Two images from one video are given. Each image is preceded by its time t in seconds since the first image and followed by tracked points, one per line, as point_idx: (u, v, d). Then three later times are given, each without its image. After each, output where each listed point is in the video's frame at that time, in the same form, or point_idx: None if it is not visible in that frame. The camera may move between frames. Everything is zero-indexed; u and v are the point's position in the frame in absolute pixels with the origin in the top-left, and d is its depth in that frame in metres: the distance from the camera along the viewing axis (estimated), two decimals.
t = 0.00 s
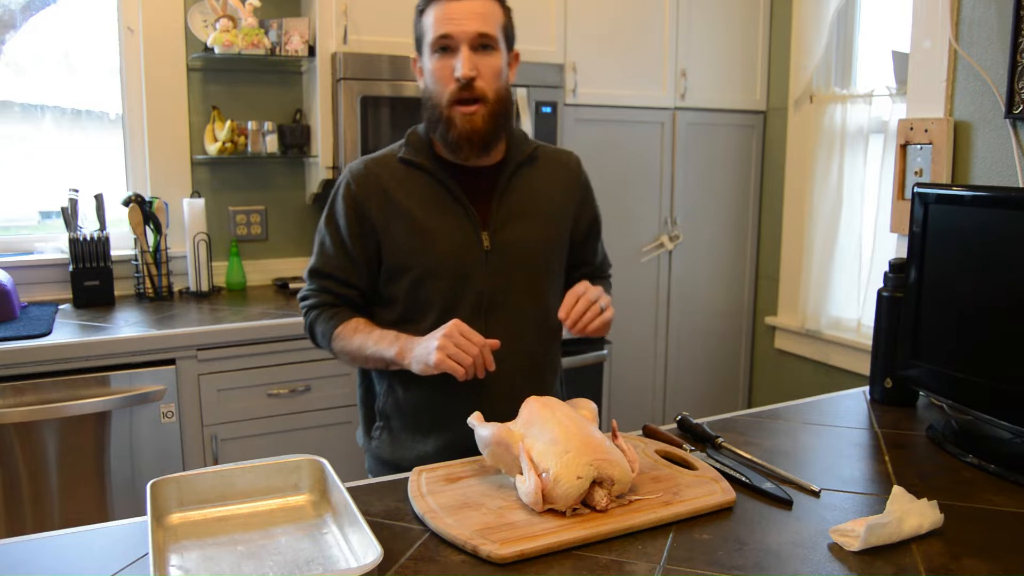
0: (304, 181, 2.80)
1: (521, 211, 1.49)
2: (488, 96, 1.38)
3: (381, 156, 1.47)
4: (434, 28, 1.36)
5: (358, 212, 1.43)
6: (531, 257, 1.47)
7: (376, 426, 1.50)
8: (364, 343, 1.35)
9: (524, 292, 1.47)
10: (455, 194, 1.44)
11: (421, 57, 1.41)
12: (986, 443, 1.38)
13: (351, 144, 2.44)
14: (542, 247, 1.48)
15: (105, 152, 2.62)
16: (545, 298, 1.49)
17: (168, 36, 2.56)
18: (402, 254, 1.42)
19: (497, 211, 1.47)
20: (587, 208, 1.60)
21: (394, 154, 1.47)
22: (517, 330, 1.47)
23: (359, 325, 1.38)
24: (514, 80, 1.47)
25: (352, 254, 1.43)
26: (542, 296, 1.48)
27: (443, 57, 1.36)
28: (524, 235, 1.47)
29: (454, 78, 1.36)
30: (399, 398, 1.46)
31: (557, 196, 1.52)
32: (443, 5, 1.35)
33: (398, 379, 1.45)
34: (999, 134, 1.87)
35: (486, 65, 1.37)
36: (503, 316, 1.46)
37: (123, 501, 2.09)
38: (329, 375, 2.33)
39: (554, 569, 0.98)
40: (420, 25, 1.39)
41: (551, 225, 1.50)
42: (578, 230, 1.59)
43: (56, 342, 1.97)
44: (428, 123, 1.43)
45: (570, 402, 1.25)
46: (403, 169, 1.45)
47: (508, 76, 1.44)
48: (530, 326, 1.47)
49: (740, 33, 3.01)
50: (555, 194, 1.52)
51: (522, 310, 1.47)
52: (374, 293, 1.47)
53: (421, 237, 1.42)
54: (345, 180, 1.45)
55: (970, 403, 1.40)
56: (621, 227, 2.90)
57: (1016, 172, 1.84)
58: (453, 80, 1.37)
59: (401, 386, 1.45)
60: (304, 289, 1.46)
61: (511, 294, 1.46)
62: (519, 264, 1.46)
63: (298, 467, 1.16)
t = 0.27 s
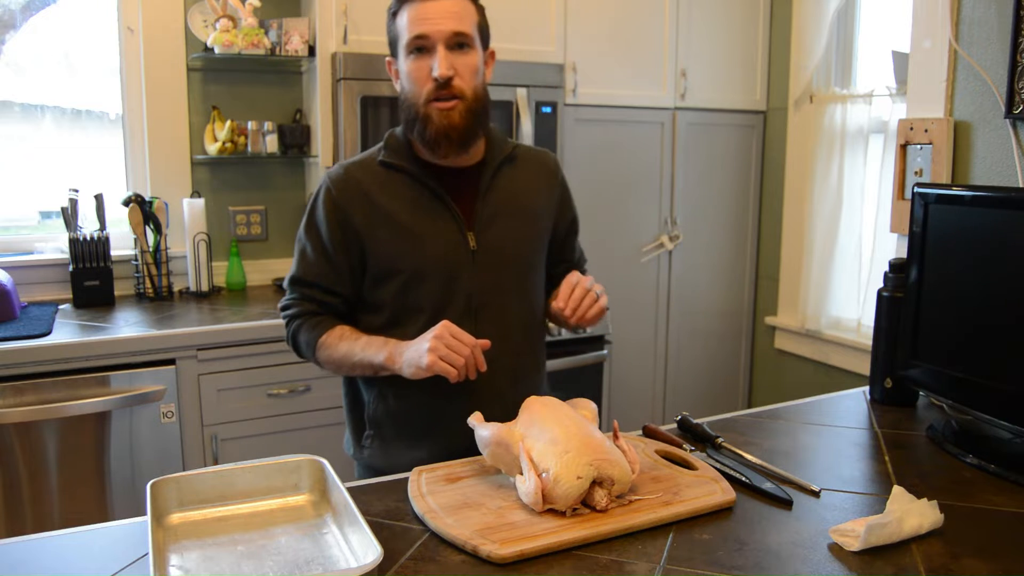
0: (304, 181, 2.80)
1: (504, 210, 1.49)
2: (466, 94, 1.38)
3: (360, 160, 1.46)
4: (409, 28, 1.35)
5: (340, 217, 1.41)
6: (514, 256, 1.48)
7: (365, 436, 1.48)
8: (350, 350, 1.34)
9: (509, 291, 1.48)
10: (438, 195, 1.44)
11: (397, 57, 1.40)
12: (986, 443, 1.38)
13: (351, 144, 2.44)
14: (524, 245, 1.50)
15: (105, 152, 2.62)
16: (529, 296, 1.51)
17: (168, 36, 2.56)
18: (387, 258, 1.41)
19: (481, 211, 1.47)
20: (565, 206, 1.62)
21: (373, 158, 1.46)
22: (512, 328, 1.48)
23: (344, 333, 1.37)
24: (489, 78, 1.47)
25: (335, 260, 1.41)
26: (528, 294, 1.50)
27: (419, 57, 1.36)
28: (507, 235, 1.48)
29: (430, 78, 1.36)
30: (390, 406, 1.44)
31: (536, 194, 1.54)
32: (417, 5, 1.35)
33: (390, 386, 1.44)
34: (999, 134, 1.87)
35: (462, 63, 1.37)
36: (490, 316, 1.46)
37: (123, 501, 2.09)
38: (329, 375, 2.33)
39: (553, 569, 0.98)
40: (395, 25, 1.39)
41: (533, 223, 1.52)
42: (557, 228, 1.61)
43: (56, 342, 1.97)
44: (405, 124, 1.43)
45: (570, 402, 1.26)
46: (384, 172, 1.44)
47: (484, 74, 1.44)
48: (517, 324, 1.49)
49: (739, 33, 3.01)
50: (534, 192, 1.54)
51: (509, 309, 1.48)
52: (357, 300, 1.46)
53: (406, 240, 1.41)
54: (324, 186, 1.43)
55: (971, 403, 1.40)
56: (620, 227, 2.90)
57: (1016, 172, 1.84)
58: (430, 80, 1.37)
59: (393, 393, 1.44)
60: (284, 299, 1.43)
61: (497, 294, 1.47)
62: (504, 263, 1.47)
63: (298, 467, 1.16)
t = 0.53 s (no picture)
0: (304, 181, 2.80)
1: (496, 210, 1.50)
2: (457, 96, 1.38)
3: (350, 160, 1.45)
4: (401, 29, 1.35)
5: (331, 219, 1.41)
6: (508, 256, 1.48)
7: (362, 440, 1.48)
8: (346, 354, 1.33)
9: (502, 292, 1.48)
10: (431, 196, 1.44)
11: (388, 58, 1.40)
12: (986, 443, 1.38)
13: (351, 144, 2.44)
14: (518, 245, 1.50)
15: (105, 152, 2.62)
16: (524, 296, 1.51)
17: (168, 36, 2.56)
18: (380, 260, 1.41)
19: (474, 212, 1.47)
20: (556, 205, 1.63)
21: (364, 158, 1.45)
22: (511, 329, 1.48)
23: (339, 338, 1.36)
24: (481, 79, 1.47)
25: (327, 262, 1.40)
26: (523, 294, 1.50)
27: (411, 58, 1.36)
28: (501, 235, 1.48)
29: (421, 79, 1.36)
30: (387, 409, 1.44)
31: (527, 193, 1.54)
32: (410, 6, 1.35)
33: (386, 390, 1.43)
34: (999, 134, 1.87)
35: (453, 65, 1.37)
36: (486, 316, 1.46)
37: (123, 500, 2.09)
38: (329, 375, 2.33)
39: (554, 569, 0.98)
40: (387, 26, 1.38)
41: (526, 222, 1.52)
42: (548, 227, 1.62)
43: (56, 342, 1.97)
44: (396, 124, 1.43)
45: (570, 402, 1.26)
46: (375, 173, 1.43)
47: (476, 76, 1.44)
48: (513, 325, 1.49)
49: (739, 33, 3.01)
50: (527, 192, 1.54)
51: (506, 309, 1.48)
52: (349, 302, 1.46)
53: (400, 242, 1.41)
54: (314, 187, 1.42)
55: (971, 403, 1.40)
56: (619, 227, 2.90)
57: (1016, 172, 1.84)
58: (421, 82, 1.37)
59: (389, 396, 1.43)
60: (274, 302, 1.43)
61: (491, 294, 1.47)
62: (497, 263, 1.47)
63: (298, 467, 1.16)
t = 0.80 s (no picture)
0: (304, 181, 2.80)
1: (501, 211, 1.49)
2: (460, 96, 1.38)
3: (355, 160, 1.45)
4: (404, 27, 1.35)
5: (336, 219, 1.41)
6: (512, 257, 1.48)
7: (364, 435, 1.48)
8: (349, 354, 1.33)
9: (506, 294, 1.48)
10: (435, 197, 1.44)
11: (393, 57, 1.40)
12: (986, 443, 1.38)
13: (351, 145, 2.44)
14: (522, 246, 1.50)
15: (105, 152, 2.62)
16: (530, 296, 1.50)
17: (168, 36, 2.56)
18: (384, 261, 1.41)
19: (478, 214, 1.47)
20: (561, 203, 1.63)
21: (368, 159, 1.45)
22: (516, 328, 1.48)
23: (343, 338, 1.35)
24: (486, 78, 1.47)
25: (331, 262, 1.41)
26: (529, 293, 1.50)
27: (414, 57, 1.36)
28: (505, 237, 1.48)
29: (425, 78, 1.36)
30: (390, 406, 1.44)
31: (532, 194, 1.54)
32: (414, 4, 1.35)
33: (390, 387, 1.44)
34: (999, 134, 1.87)
35: (457, 65, 1.37)
36: (491, 317, 1.46)
37: (123, 500, 2.09)
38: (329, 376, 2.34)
39: (553, 569, 0.98)
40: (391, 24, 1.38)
41: (530, 222, 1.52)
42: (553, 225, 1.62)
43: (56, 342, 1.97)
44: (400, 124, 1.43)
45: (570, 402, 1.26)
46: (379, 174, 1.43)
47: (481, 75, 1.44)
48: (517, 326, 1.49)
49: (739, 33, 3.01)
50: (532, 194, 1.54)
51: (510, 310, 1.48)
52: (353, 302, 1.46)
53: (404, 243, 1.41)
54: (319, 187, 1.43)
55: (971, 403, 1.40)
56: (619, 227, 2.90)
57: (1016, 172, 1.84)
58: (425, 81, 1.37)
59: (392, 392, 1.44)
60: (278, 300, 1.43)
61: (494, 296, 1.47)
62: (501, 265, 1.47)
63: (298, 467, 1.16)
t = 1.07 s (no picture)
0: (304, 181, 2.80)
1: (516, 209, 1.49)
2: (477, 93, 1.38)
3: (371, 157, 1.46)
4: (422, 24, 1.36)
5: (351, 215, 1.42)
6: (527, 256, 1.48)
7: (379, 427, 1.49)
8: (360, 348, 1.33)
9: (519, 292, 1.48)
10: (449, 195, 1.44)
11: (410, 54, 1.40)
12: (986, 443, 1.38)
13: (351, 145, 2.44)
14: (537, 245, 1.50)
15: (105, 152, 2.62)
16: (542, 296, 1.50)
17: (168, 36, 2.56)
18: (398, 257, 1.41)
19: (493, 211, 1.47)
20: (580, 202, 1.62)
21: (384, 156, 1.46)
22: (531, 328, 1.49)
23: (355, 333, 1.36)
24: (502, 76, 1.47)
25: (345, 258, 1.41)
26: (541, 293, 1.50)
27: (432, 53, 1.36)
28: (519, 235, 1.48)
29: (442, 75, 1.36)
30: (402, 401, 1.45)
31: (549, 193, 1.54)
32: (431, 1, 1.35)
33: (402, 381, 1.44)
34: (999, 134, 1.87)
35: (474, 61, 1.37)
36: (502, 316, 1.46)
37: (123, 500, 2.09)
38: (329, 376, 2.33)
39: (554, 569, 0.98)
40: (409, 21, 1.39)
41: (546, 221, 1.52)
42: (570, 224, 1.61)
43: (56, 342, 1.97)
44: (417, 122, 1.43)
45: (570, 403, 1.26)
46: (395, 171, 1.44)
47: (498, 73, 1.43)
48: (531, 324, 1.48)
49: (740, 33, 3.01)
50: (549, 192, 1.53)
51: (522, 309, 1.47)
52: (368, 296, 1.46)
53: (418, 240, 1.41)
54: (335, 183, 1.43)
55: (971, 403, 1.39)
56: (620, 227, 2.91)
57: (1016, 172, 1.83)
58: (442, 78, 1.37)
59: (404, 387, 1.44)
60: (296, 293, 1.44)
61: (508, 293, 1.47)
62: (515, 263, 1.47)
63: (298, 467, 1.16)
